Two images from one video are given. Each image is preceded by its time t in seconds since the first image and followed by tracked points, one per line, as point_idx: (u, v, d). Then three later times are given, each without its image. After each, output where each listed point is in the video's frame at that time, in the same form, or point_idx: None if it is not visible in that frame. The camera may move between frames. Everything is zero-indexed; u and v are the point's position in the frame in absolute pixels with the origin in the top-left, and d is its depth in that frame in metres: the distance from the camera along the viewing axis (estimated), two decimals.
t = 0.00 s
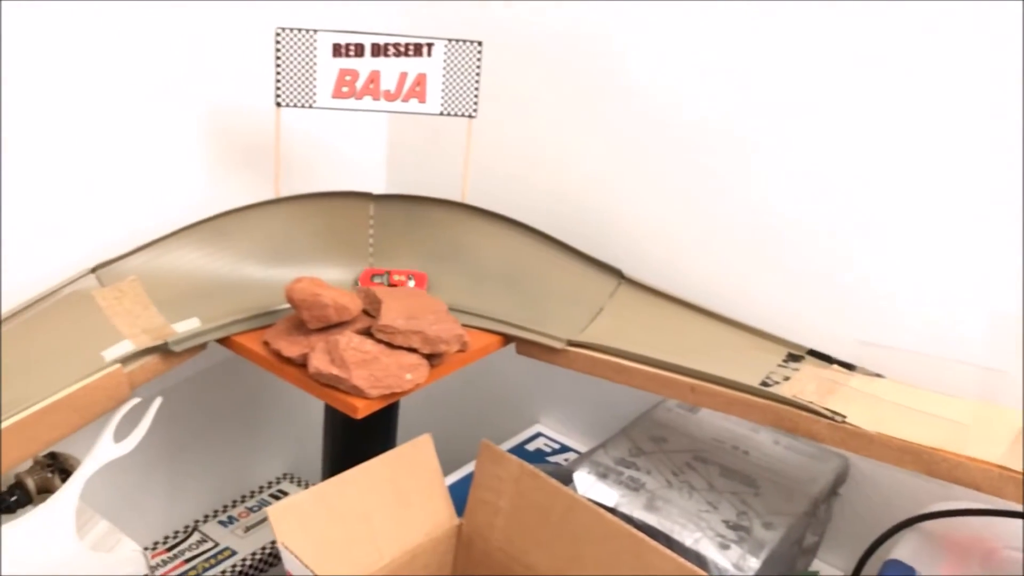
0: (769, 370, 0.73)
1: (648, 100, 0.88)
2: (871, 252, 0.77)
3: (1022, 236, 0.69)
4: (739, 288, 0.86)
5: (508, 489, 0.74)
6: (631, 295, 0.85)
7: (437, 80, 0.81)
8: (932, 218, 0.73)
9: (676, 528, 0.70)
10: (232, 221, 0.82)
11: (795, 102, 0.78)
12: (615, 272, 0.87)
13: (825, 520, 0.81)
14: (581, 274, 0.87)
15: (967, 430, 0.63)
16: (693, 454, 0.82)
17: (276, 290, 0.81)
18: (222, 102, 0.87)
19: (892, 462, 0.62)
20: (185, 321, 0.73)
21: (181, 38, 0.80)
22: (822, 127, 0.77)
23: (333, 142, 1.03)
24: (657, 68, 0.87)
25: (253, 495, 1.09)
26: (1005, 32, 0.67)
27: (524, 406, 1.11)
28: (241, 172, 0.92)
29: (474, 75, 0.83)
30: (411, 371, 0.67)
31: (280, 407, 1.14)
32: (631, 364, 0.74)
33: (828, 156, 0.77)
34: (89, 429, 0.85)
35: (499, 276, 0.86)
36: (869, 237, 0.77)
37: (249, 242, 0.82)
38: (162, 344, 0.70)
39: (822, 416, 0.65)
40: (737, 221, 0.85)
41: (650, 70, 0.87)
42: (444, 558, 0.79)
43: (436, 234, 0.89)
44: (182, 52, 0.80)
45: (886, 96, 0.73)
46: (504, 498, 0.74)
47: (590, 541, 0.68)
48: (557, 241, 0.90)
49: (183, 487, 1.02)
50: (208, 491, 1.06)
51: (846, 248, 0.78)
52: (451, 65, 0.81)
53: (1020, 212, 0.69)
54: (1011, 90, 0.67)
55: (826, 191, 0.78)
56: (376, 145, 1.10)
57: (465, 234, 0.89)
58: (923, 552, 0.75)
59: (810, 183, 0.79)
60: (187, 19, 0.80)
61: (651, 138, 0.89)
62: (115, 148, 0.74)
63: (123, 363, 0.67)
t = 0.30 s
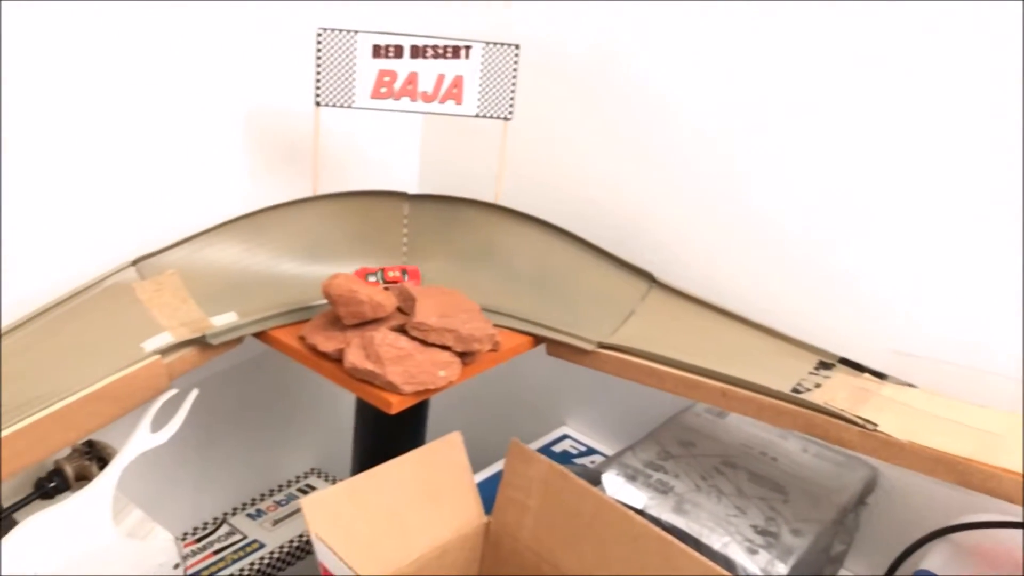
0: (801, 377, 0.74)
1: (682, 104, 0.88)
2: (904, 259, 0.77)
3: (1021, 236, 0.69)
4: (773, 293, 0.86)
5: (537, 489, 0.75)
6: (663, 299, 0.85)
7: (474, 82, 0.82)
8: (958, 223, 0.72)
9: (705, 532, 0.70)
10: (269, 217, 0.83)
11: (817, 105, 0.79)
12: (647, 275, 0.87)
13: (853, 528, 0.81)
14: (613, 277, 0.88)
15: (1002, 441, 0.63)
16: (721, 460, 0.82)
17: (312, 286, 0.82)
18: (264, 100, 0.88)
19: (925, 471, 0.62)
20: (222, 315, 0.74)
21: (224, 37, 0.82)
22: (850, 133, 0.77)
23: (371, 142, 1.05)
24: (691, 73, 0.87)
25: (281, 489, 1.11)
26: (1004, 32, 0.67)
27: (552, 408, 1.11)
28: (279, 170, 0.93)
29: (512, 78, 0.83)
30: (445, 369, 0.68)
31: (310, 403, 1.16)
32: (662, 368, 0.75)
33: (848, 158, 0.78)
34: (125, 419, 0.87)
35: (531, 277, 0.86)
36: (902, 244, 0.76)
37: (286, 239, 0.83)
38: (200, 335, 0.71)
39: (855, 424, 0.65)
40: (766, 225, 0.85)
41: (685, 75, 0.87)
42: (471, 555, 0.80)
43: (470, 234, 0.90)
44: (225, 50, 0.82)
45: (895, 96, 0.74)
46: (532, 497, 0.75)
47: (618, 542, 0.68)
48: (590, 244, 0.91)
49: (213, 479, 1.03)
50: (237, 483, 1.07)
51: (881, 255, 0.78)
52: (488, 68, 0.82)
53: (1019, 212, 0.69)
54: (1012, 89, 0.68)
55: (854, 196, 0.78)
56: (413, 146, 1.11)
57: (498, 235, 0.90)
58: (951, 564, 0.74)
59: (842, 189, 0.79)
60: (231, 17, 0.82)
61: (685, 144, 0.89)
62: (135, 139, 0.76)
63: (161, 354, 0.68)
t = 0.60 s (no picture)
0: (835, 381, 0.74)
1: (712, 107, 0.88)
2: (923, 265, 0.77)
3: (1020, 236, 0.71)
4: (803, 298, 0.86)
5: (569, 487, 0.75)
6: (696, 301, 0.86)
7: (512, 83, 0.83)
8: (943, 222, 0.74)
9: (737, 533, 0.70)
10: (306, 214, 0.84)
11: (839, 110, 0.78)
12: (681, 277, 0.88)
13: (885, 534, 0.80)
14: (646, 278, 0.88)
15: None
16: (752, 463, 0.82)
17: (349, 282, 0.83)
18: (302, 98, 0.90)
19: (961, 477, 0.62)
20: (262, 310, 0.76)
21: (263, 35, 0.83)
22: (869, 137, 0.77)
23: (407, 141, 1.06)
24: (722, 76, 0.86)
25: (313, 483, 1.12)
26: (1003, 33, 0.69)
27: (582, 408, 1.12)
28: (317, 168, 0.95)
29: (549, 79, 0.84)
30: (480, 366, 0.69)
31: (343, 399, 1.17)
32: (696, 369, 0.75)
33: (869, 164, 0.78)
34: (164, 410, 0.89)
35: (565, 277, 0.87)
36: (928, 249, 0.76)
37: (325, 235, 0.84)
38: (241, 330, 0.73)
39: (890, 428, 0.65)
40: (778, 227, 0.86)
41: (716, 78, 0.87)
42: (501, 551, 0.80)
43: (504, 234, 0.91)
44: (264, 49, 0.84)
45: (903, 97, 0.75)
46: (564, 496, 0.76)
47: (649, 542, 0.69)
48: (623, 245, 0.91)
49: (246, 472, 1.05)
50: (269, 477, 1.08)
51: (900, 266, 0.78)
52: (526, 69, 0.83)
53: (1018, 212, 0.70)
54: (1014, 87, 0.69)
55: (875, 199, 0.78)
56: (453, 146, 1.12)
57: (533, 235, 0.90)
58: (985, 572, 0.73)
59: (870, 194, 0.78)
60: (270, 17, 0.83)
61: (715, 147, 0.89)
62: (174, 137, 0.78)
63: (203, 348, 0.71)
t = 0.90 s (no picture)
0: (874, 388, 0.73)
1: (753, 111, 0.88)
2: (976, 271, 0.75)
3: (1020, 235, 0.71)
4: (842, 304, 0.86)
5: (604, 487, 0.76)
6: (734, 305, 0.86)
7: (554, 84, 0.83)
8: (961, 223, 0.75)
9: (772, 537, 0.71)
10: (347, 211, 0.86)
11: (878, 116, 0.78)
12: (719, 280, 0.88)
13: (920, 545, 0.79)
14: (684, 281, 0.88)
15: None
16: (788, 468, 0.82)
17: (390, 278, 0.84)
18: (347, 97, 0.92)
19: (1001, 488, 0.61)
20: (305, 303, 0.77)
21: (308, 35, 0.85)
22: (943, 140, 0.75)
23: (448, 141, 1.07)
24: (763, 80, 0.86)
25: (346, 476, 1.13)
26: (1001, 32, 0.70)
27: (615, 410, 1.12)
28: (357, 165, 0.96)
29: (591, 82, 0.85)
30: (518, 363, 0.70)
31: (377, 394, 1.18)
32: (733, 372, 0.75)
33: (933, 167, 0.76)
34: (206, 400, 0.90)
35: (603, 278, 0.87)
36: (966, 256, 0.75)
37: (366, 231, 0.86)
38: (284, 322, 0.74)
39: (929, 436, 0.65)
40: (816, 231, 0.86)
41: (756, 82, 0.87)
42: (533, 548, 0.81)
43: (543, 234, 0.91)
44: (311, 48, 0.85)
45: (951, 103, 0.74)
46: (599, 495, 0.76)
47: (685, 542, 0.69)
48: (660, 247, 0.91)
49: (281, 463, 1.06)
50: (303, 469, 1.10)
51: (945, 273, 0.77)
52: (569, 71, 0.83)
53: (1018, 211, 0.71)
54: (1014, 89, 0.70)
55: (928, 209, 0.77)
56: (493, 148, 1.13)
57: (571, 236, 0.91)
58: None
59: (923, 202, 0.77)
60: (315, 16, 0.84)
61: (755, 151, 0.89)
62: (220, 133, 0.80)
63: (248, 339, 0.72)
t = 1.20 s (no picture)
0: (911, 395, 0.73)
1: (793, 117, 0.88)
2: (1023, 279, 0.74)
3: None
4: (881, 310, 0.85)
5: (637, 486, 0.76)
6: (770, 308, 0.86)
7: (596, 86, 0.84)
8: (976, 227, 0.77)
9: (806, 540, 0.71)
10: (388, 207, 0.87)
11: (928, 122, 0.78)
12: (756, 284, 0.88)
13: (955, 554, 0.79)
14: (721, 284, 0.88)
15: None
16: (822, 472, 0.82)
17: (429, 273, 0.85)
18: (390, 95, 0.93)
19: None
20: (346, 297, 0.78)
21: (352, 33, 0.86)
22: (989, 148, 0.74)
23: (488, 141, 1.08)
24: (804, 86, 0.86)
25: (378, 470, 1.14)
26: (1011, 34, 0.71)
27: (648, 411, 1.12)
28: (396, 161, 0.96)
29: (633, 83, 0.85)
30: (556, 361, 0.70)
31: (410, 390, 1.19)
32: (770, 376, 0.75)
33: (978, 175, 0.76)
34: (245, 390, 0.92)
35: (640, 279, 0.88)
36: (1013, 265, 0.75)
37: (406, 228, 0.87)
38: (327, 314, 0.75)
39: (968, 443, 0.65)
40: (855, 236, 0.86)
41: (797, 88, 0.86)
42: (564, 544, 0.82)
43: (580, 234, 0.92)
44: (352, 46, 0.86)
45: (998, 111, 0.73)
46: (632, 493, 0.77)
47: (718, 543, 0.70)
48: (697, 250, 0.92)
49: (315, 454, 1.08)
50: (336, 461, 1.11)
51: (989, 280, 0.77)
52: (611, 72, 0.84)
53: None
54: None
55: (971, 216, 0.77)
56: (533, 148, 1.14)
57: (608, 237, 0.91)
58: None
59: (967, 209, 0.77)
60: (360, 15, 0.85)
61: (794, 156, 0.89)
62: (266, 128, 0.82)
63: (291, 330, 0.74)
